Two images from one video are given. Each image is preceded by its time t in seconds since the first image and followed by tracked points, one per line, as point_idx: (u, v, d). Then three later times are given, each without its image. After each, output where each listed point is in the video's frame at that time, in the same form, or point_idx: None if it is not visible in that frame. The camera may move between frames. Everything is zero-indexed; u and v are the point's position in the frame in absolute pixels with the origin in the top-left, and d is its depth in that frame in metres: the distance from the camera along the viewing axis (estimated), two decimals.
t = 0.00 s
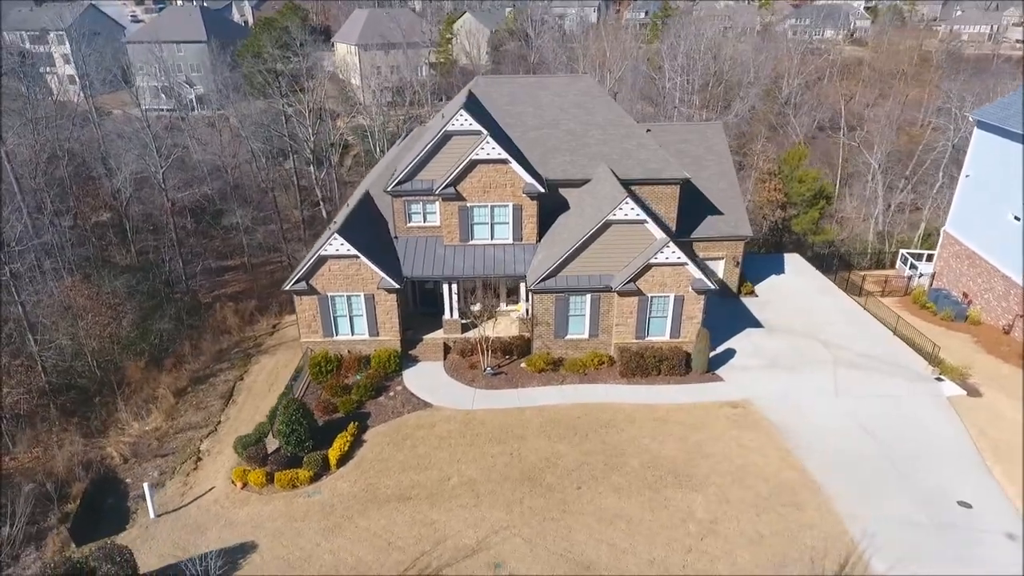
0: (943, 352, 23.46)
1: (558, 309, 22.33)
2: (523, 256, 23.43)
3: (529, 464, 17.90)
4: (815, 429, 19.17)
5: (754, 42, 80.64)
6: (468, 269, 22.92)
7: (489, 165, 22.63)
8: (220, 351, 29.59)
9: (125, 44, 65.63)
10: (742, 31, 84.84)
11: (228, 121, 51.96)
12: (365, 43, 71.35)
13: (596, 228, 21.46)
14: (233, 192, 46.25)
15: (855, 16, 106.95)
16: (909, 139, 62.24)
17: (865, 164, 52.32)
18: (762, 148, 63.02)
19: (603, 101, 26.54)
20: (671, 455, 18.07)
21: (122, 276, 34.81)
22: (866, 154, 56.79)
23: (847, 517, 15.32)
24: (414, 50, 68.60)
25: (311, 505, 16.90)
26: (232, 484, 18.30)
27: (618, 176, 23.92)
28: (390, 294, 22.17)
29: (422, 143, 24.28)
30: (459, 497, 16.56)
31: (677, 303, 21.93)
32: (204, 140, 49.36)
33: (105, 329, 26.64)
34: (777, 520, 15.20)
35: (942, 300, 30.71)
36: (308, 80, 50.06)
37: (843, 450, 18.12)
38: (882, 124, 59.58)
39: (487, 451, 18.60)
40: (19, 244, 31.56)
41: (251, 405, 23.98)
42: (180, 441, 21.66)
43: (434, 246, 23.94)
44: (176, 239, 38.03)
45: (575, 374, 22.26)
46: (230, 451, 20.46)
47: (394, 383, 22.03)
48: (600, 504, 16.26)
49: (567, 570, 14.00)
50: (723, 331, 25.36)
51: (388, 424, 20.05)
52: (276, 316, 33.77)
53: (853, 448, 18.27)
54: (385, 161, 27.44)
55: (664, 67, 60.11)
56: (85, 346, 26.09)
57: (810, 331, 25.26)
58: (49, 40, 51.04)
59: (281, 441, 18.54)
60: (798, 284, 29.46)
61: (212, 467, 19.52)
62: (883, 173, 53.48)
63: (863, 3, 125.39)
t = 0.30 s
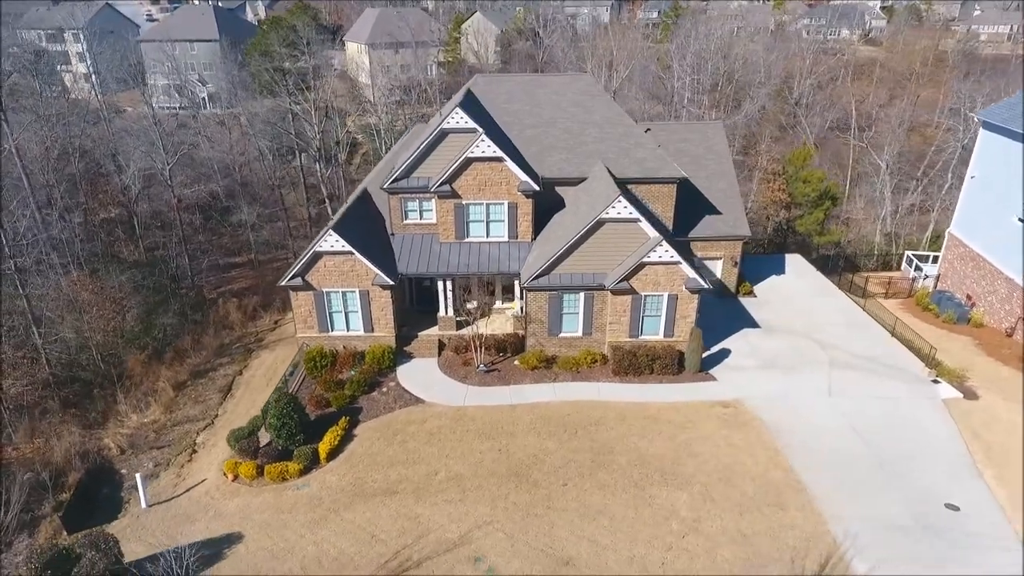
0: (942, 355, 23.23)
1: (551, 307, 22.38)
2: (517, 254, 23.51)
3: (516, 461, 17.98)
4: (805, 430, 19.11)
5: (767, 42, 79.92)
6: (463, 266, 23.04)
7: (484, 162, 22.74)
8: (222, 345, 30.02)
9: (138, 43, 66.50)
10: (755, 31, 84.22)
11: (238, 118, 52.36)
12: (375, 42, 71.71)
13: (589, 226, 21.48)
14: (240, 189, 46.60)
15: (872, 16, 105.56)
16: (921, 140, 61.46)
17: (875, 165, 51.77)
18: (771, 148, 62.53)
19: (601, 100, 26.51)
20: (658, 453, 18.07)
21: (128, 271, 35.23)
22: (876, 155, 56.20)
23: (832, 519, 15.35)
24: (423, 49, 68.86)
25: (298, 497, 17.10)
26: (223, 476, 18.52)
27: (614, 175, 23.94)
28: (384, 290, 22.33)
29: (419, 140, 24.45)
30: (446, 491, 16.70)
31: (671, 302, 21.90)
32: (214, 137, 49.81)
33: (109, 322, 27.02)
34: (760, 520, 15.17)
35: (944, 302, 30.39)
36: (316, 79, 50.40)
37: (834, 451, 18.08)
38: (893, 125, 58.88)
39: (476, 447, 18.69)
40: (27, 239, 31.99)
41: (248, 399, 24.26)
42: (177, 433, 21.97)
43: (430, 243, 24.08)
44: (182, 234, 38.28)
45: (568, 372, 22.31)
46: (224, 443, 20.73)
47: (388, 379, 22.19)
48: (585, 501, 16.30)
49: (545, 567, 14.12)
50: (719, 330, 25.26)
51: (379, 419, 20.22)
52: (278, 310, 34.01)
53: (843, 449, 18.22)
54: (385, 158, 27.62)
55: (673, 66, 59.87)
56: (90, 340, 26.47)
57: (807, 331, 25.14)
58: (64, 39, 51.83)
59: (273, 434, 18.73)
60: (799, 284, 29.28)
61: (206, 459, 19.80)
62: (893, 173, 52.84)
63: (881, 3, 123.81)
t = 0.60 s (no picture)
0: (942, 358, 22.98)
1: (546, 305, 22.43)
2: (514, 252, 23.59)
3: (506, 458, 18.06)
4: (797, 431, 19.04)
5: (780, 42, 79.10)
6: (459, 263, 23.15)
7: (481, 161, 22.83)
8: (225, 340, 30.36)
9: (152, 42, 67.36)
10: (768, 31, 83.57)
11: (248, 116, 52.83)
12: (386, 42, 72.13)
13: (584, 225, 21.50)
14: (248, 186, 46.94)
15: (889, 16, 104.16)
16: (935, 142, 60.67)
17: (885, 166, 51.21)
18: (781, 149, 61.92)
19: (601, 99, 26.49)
20: (648, 453, 18.07)
21: (134, 267, 35.61)
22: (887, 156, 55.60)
23: (819, 520, 15.37)
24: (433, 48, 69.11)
25: (289, 489, 17.31)
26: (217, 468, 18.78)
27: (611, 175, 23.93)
28: (381, 287, 22.50)
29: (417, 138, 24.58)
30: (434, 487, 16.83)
31: (666, 302, 21.87)
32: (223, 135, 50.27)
33: (114, 317, 27.38)
34: (744, 520, 15.33)
35: (949, 305, 30.00)
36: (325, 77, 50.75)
37: (825, 452, 18.02)
38: (906, 126, 58.19)
39: (467, 443, 18.79)
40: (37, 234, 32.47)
41: (247, 393, 24.54)
42: (175, 426, 22.28)
43: (427, 241, 24.22)
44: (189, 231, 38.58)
45: (562, 371, 22.34)
46: (220, 436, 21.00)
47: (383, 375, 22.36)
48: (572, 498, 16.34)
49: (527, 564, 14.23)
50: (717, 330, 25.20)
51: (373, 414, 20.39)
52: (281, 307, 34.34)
53: (834, 450, 18.15)
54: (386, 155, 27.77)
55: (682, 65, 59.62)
56: (96, 334, 26.83)
57: (806, 332, 25.00)
58: (80, 39, 52.60)
59: (266, 428, 18.95)
60: (801, 286, 29.09)
61: (202, 451, 20.08)
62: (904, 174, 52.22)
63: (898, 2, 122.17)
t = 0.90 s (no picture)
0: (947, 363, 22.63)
1: (545, 304, 22.47)
2: (515, 251, 23.67)
3: (499, 455, 18.14)
4: (793, 433, 18.92)
5: (799, 42, 78.05)
6: (460, 261, 23.29)
7: (483, 159, 22.94)
8: (232, 335, 30.83)
9: (172, 41, 68.35)
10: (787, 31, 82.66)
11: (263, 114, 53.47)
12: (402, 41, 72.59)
13: (583, 224, 21.51)
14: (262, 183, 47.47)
15: (913, 17, 102.45)
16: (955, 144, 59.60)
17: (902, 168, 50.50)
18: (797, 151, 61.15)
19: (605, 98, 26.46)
20: (642, 453, 18.04)
21: (148, 261, 36.15)
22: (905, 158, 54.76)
23: (808, 522, 15.28)
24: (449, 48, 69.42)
25: (283, 482, 17.57)
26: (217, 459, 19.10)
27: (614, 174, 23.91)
28: (382, 284, 22.70)
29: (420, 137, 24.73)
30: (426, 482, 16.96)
31: (665, 302, 21.80)
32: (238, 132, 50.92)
33: (124, 310, 27.92)
34: (733, 523, 15.22)
35: (959, 310, 29.32)
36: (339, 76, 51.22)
37: (820, 454, 17.89)
38: (925, 128, 57.28)
39: (461, 440, 18.91)
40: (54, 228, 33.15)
41: (251, 387, 24.91)
42: (179, 417, 22.69)
43: (429, 238, 24.38)
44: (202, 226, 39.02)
45: (560, 370, 22.38)
46: (221, 428, 21.34)
47: (383, 371, 22.57)
48: (562, 497, 16.38)
49: (513, 561, 14.32)
50: (718, 332, 25.06)
51: (371, 410, 20.59)
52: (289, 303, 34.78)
53: (828, 453, 18.00)
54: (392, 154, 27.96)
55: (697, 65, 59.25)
56: (107, 327, 27.39)
57: (809, 335, 24.75)
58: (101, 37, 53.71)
59: (264, 421, 19.20)
60: (807, 288, 28.83)
61: (203, 443, 20.42)
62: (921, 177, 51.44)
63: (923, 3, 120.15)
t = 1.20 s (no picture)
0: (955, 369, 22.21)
1: (546, 303, 22.53)
2: (517, 249, 23.77)
3: (493, 452, 18.24)
4: (790, 436, 18.75)
5: (822, 42, 76.86)
6: (462, 259, 23.44)
7: (486, 158, 23.08)
8: (242, 329, 31.40)
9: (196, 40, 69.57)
10: (810, 31, 81.46)
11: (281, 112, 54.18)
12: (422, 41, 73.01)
13: (584, 223, 21.54)
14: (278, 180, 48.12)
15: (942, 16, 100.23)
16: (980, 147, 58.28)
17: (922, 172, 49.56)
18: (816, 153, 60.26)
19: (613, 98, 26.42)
20: (636, 453, 18.00)
21: (164, 255, 36.85)
22: (927, 161, 53.71)
23: (799, 526, 15.16)
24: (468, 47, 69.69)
25: (280, 472, 17.89)
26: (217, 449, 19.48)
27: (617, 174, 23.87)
28: (384, 280, 22.95)
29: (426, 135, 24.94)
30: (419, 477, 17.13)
31: (666, 303, 21.73)
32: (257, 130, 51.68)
33: (138, 303, 28.55)
34: (722, 526, 15.10)
35: (973, 316, 28.71)
36: (356, 75, 51.73)
37: (816, 458, 17.70)
38: (948, 130, 56.14)
39: (456, 436, 19.05)
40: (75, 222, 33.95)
41: (256, 379, 25.35)
42: (186, 408, 23.20)
43: (433, 236, 24.58)
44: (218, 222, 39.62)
45: (560, 369, 22.41)
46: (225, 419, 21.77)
47: (384, 367, 22.82)
48: (552, 494, 16.43)
49: (498, 556, 14.43)
50: (722, 333, 24.89)
51: (370, 404, 20.84)
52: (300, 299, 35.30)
53: (825, 457, 17.80)
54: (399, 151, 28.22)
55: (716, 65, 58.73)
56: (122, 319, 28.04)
57: (815, 338, 24.45)
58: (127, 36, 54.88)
59: (265, 413, 19.52)
60: (816, 291, 28.47)
61: (205, 433, 20.85)
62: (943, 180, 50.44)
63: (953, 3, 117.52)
